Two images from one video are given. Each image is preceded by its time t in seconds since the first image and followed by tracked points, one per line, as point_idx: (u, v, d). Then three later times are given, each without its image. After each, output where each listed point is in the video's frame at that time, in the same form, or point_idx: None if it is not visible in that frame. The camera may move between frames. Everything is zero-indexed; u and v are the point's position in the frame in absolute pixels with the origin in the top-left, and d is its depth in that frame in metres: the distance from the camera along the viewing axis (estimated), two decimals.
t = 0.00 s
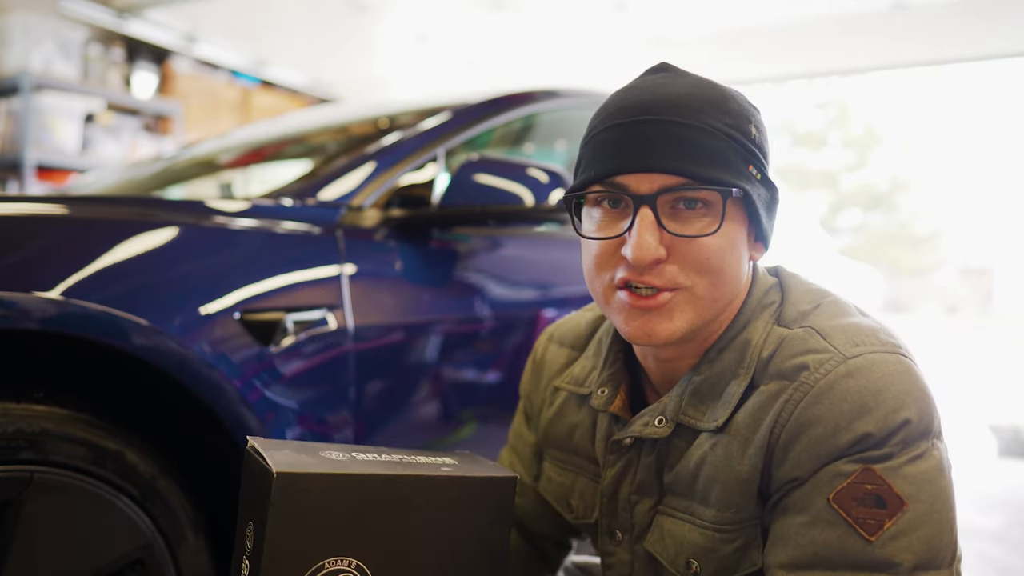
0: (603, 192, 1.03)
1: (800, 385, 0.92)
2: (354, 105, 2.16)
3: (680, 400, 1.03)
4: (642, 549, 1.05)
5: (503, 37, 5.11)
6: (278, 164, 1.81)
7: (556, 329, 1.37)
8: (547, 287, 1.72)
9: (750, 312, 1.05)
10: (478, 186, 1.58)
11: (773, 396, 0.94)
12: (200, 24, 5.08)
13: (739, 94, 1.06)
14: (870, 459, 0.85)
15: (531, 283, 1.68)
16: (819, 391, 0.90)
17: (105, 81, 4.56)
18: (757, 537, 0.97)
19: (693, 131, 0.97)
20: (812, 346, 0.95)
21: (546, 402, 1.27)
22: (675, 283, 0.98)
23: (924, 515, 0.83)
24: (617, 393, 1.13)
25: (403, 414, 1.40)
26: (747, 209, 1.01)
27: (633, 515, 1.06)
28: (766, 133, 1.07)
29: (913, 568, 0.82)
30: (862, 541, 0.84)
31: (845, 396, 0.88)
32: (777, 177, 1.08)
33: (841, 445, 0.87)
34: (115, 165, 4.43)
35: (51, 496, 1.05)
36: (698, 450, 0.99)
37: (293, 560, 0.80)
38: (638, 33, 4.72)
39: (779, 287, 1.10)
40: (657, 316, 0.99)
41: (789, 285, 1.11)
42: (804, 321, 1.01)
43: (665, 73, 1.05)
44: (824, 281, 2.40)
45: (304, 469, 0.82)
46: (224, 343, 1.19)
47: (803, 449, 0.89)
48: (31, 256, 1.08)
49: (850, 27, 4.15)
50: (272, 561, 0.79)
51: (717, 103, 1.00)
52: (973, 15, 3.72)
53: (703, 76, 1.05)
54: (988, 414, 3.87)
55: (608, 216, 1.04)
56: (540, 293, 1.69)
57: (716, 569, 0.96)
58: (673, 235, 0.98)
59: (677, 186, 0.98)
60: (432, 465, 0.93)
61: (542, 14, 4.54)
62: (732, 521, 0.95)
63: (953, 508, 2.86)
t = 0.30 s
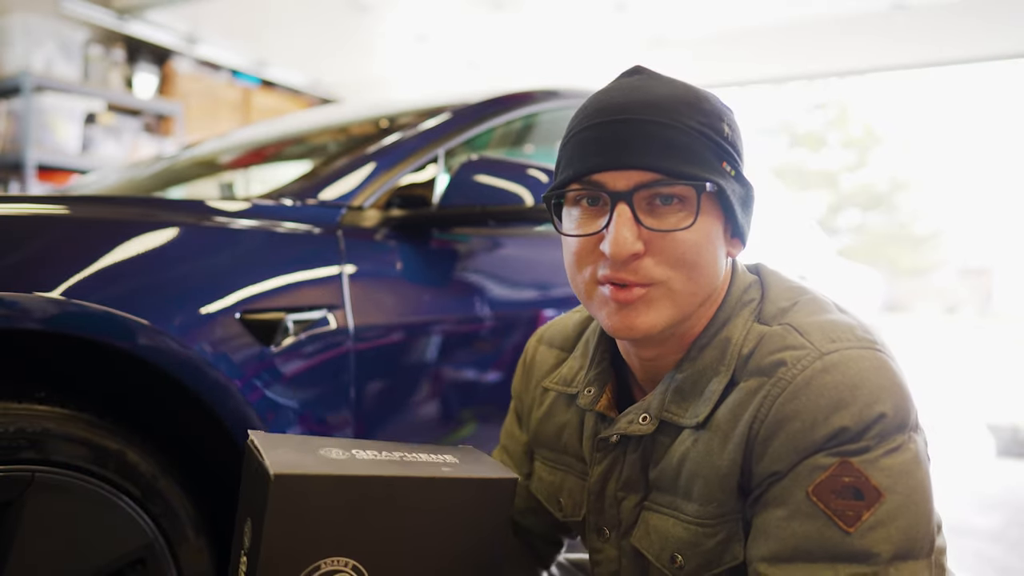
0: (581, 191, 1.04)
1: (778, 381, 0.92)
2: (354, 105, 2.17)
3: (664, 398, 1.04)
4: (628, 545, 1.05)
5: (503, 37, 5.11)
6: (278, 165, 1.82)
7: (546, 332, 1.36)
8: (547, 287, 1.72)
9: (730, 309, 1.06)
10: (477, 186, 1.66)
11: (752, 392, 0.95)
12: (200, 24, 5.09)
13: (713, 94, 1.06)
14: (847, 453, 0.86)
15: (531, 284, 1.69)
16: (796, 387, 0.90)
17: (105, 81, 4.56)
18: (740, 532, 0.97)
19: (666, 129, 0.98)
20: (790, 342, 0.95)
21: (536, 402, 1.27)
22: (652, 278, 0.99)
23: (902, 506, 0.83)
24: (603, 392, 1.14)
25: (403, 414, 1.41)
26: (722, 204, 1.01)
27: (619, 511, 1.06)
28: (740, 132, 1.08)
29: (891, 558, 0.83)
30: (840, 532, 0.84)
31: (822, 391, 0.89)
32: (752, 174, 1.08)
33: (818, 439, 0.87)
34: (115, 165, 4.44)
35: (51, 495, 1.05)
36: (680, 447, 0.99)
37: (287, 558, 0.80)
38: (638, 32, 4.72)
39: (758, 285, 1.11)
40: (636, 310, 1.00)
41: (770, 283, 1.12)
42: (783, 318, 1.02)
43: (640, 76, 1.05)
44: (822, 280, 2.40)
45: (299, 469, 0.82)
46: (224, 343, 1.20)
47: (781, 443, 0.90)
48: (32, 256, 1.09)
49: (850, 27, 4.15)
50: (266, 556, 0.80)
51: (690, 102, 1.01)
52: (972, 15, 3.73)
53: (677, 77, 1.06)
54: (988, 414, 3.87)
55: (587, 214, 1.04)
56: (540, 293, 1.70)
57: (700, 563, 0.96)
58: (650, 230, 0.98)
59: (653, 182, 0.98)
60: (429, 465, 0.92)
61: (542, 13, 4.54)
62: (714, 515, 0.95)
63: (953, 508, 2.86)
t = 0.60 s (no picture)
0: (588, 187, 1.04)
1: (783, 384, 0.92)
2: (354, 105, 2.17)
3: (668, 398, 1.04)
4: (630, 545, 1.06)
5: (504, 38, 5.11)
6: (278, 165, 1.82)
7: (556, 325, 1.37)
8: (548, 287, 1.72)
9: (737, 309, 1.05)
10: (478, 186, 1.66)
11: (756, 394, 0.94)
12: (199, 24, 5.08)
13: (726, 92, 1.05)
14: (852, 459, 0.85)
15: (531, 284, 1.69)
16: (801, 391, 0.90)
17: (105, 81, 4.56)
18: (742, 536, 0.96)
19: (676, 128, 0.97)
20: (796, 345, 0.95)
21: (541, 395, 1.27)
22: (658, 277, 0.99)
23: (907, 514, 0.83)
24: (609, 390, 1.14)
25: (403, 414, 1.41)
26: (731, 205, 1.01)
27: (622, 511, 1.07)
28: (753, 131, 1.06)
29: (895, 567, 0.82)
30: (844, 540, 0.84)
31: (827, 396, 0.88)
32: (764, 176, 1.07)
33: (823, 444, 0.87)
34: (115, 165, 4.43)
35: (51, 495, 1.05)
36: (683, 448, 1.00)
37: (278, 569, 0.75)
38: (638, 33, 4.70)
39: (768, 286, 1.10)
40: (641, 309, 1.00)
41: (779, 283, 1.11)
42: (790, 320, 1.01)
43: (652, 72, 1.05)
44: (823, 280, 2.41)
45: (283, 483, 0.77)
46: (224, 343, 1.20)
47: (784, 448, 0.90)
48: (31, 256, 1.08)
49: (851, 27, 4.14)
50: (255, 569, 0.75)
51: (702, 99, 1.00)
52: (973, 15, 3.73)
53: (689, 74, 1.05)
54: (988, 413, 3.88)
55: (594, 210, 1.05)
56: (540, 293, 1.69)
57: (701, 565, 0.96)
58: (656, 229, 0.98)
59: (660, 180, 0.98)
60: (422, 469, 0.88)
61: (543, 14, 4.54)
62: (717, 519, 0.95)
63: (953, 507, 2.86)
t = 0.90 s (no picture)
0: (609, 181, 1.04)
1: (801, 384, 0.92)
2: (354, 105, 2.17)
3: (680, 393, 1.04)
4: (637, 540, 1.05)
5: (503, 38, 5.10)
6: (277, 165, 1.82)
7: (577, 303, 1.34)
8: (547, 287, 1.72)
9: (753, 308, 1.05)
10: (478, 186, 1.62)
11: (773, 394, 0.94)
12: (199, 24, 5.08)
13: (747, 89, 1.06)
14: (869, 463, 0.85)
15: (531, 283, 1.69)
16: (820, 392, 0.90)
17: (105, 81, 4.56)
18: (755, 536, 0.96)
19: (700, 123, 0.97)
20: (814, 345, 0.95)
21: (550, 377, 1.26)
22: (679, 274, 0.99)
23: (924, 520, 0.82)
24: (623, 381, 1.13)
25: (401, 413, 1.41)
26: (752, 204, 1.01)
27: (627, 505, 1.07)
28: (773, 130, 1.07)
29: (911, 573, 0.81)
30: (860, 544, 0.83)
31: (846, 398, 0.88)
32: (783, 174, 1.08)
33: (841, 447, 0.87)
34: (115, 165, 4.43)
35: (51, 496, 1.05)
36: (697, 445, 0.99)
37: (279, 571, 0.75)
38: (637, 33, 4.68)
39: (784, 285, 1.10)
40: (661, 305, 1.00)
41: (795, 283, 1.11)
42: (807, 319, 1.01)
43: (675, 66, 1.05)
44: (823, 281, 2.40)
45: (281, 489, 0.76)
46: (224, 343, 1.19)
47: (802, 449, 0.89)
48: (31, 256, 1.08)
49: (851, 27, 4.14)
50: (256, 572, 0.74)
51: (726, 97, 1.00)
52: (973, 15, 3.71)
53: (711, 69, 1.05)
54: (988, 414, 3.88)
55: (613, 204, 1.04)
56: (539, 292, 1.70)
57: (711, 563, 0.96)
58: (679, 226, 0.98)
59: (684, 177, 0.98)
60: (422, 472, 0.88)
61: (542, 14, 4.54)
62: (729, 518, 0.95)
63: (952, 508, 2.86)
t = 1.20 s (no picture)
0: (627, 178, 1.04)
1: (813, 387, 0.91)
2: (355, 104, 2.16)
3: (689, 393, 1.04)
4: (641, 540, 1.06)
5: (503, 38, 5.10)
6: (278, 165, 1.82)
7: (588, 295, 1.33)
8: (546, 287, 1.72)
9: (765, 309, 1.05)
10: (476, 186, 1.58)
11: (784, 396, 0.94)
12: (199, 24, 5.08)
13: (767, 89, 1.06)
14: (880, 468, 0.84)
15: (530, 283, 1.69)
16: (833, 396, 0.89)
17: (105, 81, 4.56)
18: (762, 538, 0.96)
19: (723, 122, 0.97)
20: (826, 348, 0.94)
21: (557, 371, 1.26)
22: (697, 275, 0.99)
23: (932, 526, 0.82)
24: (631, 378, 1.13)
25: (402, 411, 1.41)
26: (770, 205, 1.02)
27: (633, 505, 1.07)
28: (791, 131, 1.08)
29: None
30: (869, 551, 0.83)
31: (857, 402, 0.88)
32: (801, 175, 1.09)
33: (851, 452, 0.86)
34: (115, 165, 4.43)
35: (50, 495, 1.05)
36: (705, 446, 0.99)
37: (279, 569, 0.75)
38: (638, 34, 4.69)
39: (796, 286, 1.10)
40: (677, 306, 1.00)
41: (808, 285, 1.11)
42: (820, 322, 1.00)
43: (696, 63, 1.04)
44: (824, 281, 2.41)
45: (280, 490, 0.76)
46: (224, 343, 1.19)
47: (812, 452, 0.89)
48: (30, 256, 1.08)
49: (850, 27, 4.14)
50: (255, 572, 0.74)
51: (749, 97, 1.00)
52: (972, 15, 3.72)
53: (732, 67, 1.05)
54: (987, 413, 3.90)
55: (631, 202, 1.04)
56: (539, 292, 1.70)
57: (717, 566, 0.96)
58: (699, 227, 0.98)
59: (706, 178, 0.98)
60: (422, 471, 0.88)
61: (543, 14, 4.54)
62: (735, 520, 0.95)
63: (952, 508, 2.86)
